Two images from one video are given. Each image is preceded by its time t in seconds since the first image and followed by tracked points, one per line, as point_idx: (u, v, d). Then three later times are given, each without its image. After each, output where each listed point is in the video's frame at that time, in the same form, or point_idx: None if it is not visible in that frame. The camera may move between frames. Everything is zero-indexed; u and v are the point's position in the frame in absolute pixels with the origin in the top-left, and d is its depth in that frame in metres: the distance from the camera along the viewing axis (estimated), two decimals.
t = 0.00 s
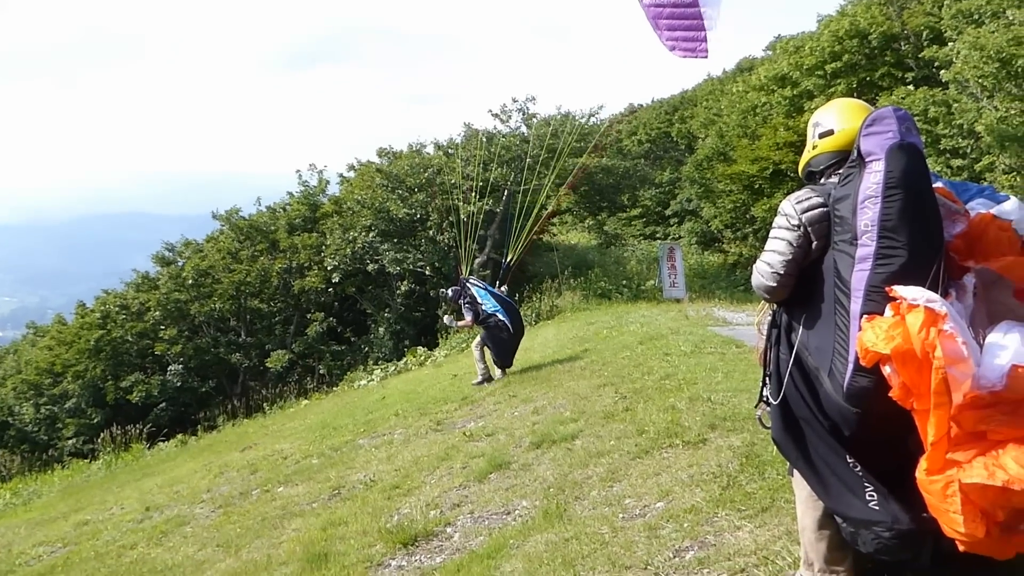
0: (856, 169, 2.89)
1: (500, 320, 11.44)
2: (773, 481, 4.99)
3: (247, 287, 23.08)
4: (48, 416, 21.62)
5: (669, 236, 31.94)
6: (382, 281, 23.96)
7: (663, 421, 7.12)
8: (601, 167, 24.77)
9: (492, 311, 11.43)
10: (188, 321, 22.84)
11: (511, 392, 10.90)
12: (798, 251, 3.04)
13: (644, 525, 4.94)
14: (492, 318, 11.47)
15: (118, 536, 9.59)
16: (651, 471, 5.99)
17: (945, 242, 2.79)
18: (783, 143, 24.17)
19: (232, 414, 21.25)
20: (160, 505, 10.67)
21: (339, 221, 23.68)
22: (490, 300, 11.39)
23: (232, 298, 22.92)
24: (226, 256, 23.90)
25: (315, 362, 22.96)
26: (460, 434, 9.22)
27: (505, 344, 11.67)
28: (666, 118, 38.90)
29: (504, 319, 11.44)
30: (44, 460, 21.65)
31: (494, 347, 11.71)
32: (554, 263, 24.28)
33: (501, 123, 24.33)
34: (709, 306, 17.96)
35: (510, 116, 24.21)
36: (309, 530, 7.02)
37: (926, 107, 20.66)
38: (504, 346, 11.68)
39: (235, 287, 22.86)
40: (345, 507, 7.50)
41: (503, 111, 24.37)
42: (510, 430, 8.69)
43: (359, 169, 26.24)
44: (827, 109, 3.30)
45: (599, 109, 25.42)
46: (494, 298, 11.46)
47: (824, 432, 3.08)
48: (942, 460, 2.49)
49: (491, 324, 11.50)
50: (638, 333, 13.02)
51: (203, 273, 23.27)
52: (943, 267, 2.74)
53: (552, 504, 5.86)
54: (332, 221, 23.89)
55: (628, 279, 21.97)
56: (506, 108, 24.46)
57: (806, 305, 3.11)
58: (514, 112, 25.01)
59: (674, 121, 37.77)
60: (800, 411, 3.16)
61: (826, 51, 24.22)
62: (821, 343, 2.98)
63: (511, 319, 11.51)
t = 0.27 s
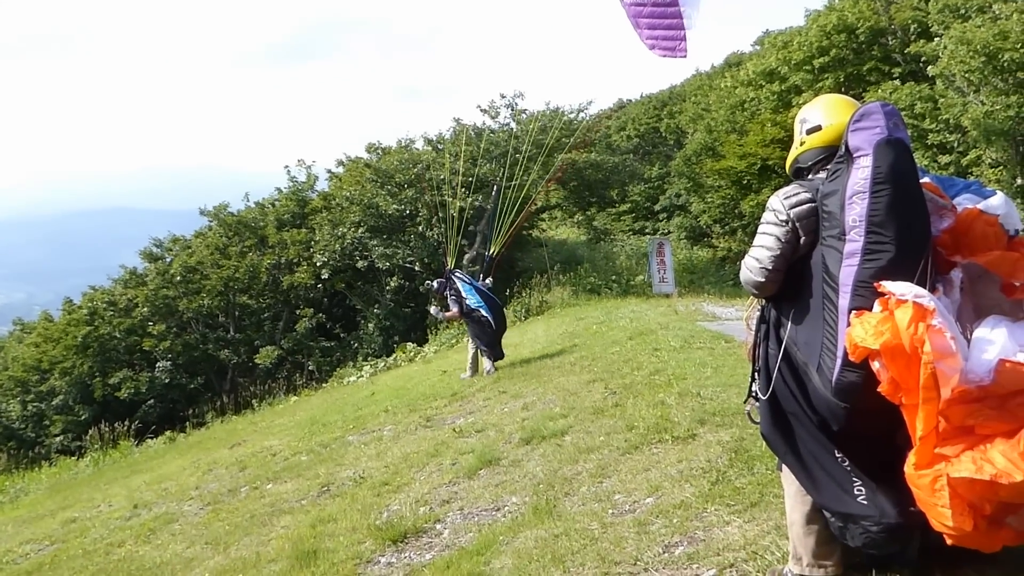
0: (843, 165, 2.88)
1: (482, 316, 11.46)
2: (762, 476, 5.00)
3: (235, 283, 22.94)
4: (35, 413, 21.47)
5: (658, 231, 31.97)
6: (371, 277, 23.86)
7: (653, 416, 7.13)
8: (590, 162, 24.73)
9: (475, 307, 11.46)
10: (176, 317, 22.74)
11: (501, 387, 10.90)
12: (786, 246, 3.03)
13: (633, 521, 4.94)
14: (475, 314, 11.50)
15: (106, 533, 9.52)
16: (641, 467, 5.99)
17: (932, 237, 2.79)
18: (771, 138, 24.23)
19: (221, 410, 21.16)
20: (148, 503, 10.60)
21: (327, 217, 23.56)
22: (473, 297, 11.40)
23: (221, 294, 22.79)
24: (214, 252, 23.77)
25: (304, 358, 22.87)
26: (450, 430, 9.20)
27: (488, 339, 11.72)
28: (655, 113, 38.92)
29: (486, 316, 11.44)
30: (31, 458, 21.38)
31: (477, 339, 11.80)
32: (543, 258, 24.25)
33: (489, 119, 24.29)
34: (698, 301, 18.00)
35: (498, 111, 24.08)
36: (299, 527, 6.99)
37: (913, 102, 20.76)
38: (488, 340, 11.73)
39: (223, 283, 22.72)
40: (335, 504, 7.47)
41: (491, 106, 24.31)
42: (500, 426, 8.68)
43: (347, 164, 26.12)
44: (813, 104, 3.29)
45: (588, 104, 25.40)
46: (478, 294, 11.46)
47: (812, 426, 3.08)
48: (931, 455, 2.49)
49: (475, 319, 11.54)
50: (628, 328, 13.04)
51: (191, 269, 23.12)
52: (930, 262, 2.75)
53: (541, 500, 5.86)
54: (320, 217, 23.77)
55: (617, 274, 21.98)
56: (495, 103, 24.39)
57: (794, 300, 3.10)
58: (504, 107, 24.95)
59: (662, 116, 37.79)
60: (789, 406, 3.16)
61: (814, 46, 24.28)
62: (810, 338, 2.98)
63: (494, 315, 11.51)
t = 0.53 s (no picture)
0: (835, 164, 2.88)
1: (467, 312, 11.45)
2: (753, 475, 5.00)
3: (226, 280, 22.83)
4: (24, 410, 21.34)
5: (650, 230, 32.01)
6: (363, 274, 23.80)
7: (645, 415, 7.13)
8: (582, 160, 24.72)
9: (462, 303, 11.46)
10: (167, 314, 22.64)
11: (492, 386, 10.89)
12: (778, 245, 3.03)
13: (625, 519, 4.94)
14: (461, 309, 11.50)
15: (95, 531, 9.46)
16: (632, 466, 6.00)
17: (923, 237, 2.79)
18: (763, 138, 24.30)
19: (211, 408, 21.08)
20: (138, 500, 10.55)
21: (319, 214, 23.48)
22: (460, 292, 11.42)
23: (212, 291, 22.68)
24: (206, 249, 23.69)
25: (295, 356, 22.81)
26: (441, 429, 9.18)
27: (472, 337, 11.68)
28: (647, 112, 38.95)
29: (473, 313, 11.42)
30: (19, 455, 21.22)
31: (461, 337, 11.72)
32: (535, 256, 24.25)
33: (482, 117, 24.27)
34: (690, 300, 18.03)
35: (490, 109, 24.02)
36: (289, 525, 6.97)
37: (903, 103, 20.85)
38: (471, 338, 11.70)
39: (214, 280, 22.63)
40: (326, 502, 7.45)
41: (483, 104, 24.28)
42: (491, 424, 8.67)
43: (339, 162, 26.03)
44: (805, 105, 3.28)
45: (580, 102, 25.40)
46: (466, 290, 11.47)
47: (804, 425, 3.08)
48: (922, 454, 2.49)
49: (460, 315, 11.54)
50: (619, 327, 13.05)
51: (182, 266, 23.01)
52: (922, 262, 2.75)
53: (532, 499, 5.85)
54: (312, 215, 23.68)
55: (609, 273, 21.99)
56: (487, 101, 24.36)
57: (787, 299, 3.11)
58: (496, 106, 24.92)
59: (655, 115, 37.82)
60: (780, 405, 3.16)
61: (806, 46, 24.35)
62: (801, 337, 2.98)
63: (479, 313, 11.48)
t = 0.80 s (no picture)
0: (832, 163, 2.88)
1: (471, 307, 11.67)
2: (750, 474, 5.00)
3: (223, 278, 22.79)
4: (20, 408, 21.30)
5: (646, 229, 32.02)
6: (360, 273, 23.77)
7: (642, 414, 7.13)
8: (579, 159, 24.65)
9: (465, 298, 11.68)
10: (163, 312, 22.60)
11: (489, 384, 10.89)
12: (775, 244, 3.03)
13: (622, 518, 4.94)
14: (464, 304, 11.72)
15: (92, 529, 9.44)
16: (629, 464, 6.00)
17: (921, 236, 2.79)
18: (760, 137, 24.30)
19: (208, 406, 21.05)
20: (134, 498, 10.53)
21: (316, 213, 23.44)
22: (466, 287, 11.66)
23: (208, 289, 22.64)
24: (203, 247, 23.61)
25: (292, 354, 22.80)
26: (438, 427, 9.18)
27: (471, 331, 11.92)
28: (644, 110, 38.94)
29: (473, 305, 11.60)
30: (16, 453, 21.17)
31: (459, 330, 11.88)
32: (532, 255, 24.24)
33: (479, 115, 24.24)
34: (687, 299, 18.03)
35: (487, 107, 23.99)
36: (286, 523, 6.95)
37: (900, 102, 20.88)
38: (471, 333, 11.94)
39: (210, 278, 22.59)
40: (322, 500, 7.44)
41: (480, 103, 24.25)
42: (488, 422, 8.67)
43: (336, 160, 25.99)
44: (802, 103, 3.28)
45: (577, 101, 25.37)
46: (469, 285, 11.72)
47: (801, 424, 3.08)
48: (919, 453, 2.49)
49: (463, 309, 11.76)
50: (616, 325, 13.06)
51: (179, 264, 22.96)
52: (918, 260, 2.75)
53: (529, 497, 5.85)
54: (309, 213, 23.63)
55: (606, 271, 21.99)
56: (484, 100, 24.32)
57: (784, 297, 3.10)
58: (493, 104, 24.90)
59: (652, 113, 37.82)
60: (777, 403, 3.16)
61: (803, 45, 24.35)
62: (799, 335, 2.98)
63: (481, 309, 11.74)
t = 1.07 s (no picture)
0: (830, 161, 2.87)
1: (476, 303, 12.39)
2: (747, 471, 5.00)
3: (220, 276, 22.76)
4: (16, 407, 21.27)
5: (643, 226, 32.03)
6: (357, 270, 23.75)
7: (638, 411, 7.14)
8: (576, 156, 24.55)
9: (471, 294, 12.41)
10: (160, 310, 22.55)
11: (485, 381, 10.90)
12: (772, 241, 3.02)
13: (618, 515, 4.94)
14: (468, 299, 12.43)
15: (88, 527, 9.43)
16: (626, 461, 6.00)
17: (918, 233, 2.80)
18: (756, 135, 24.32)
19: (205, 404, 21.02)
20: (131, 496, 10.52)
21: (313, 210, 23.39)
22: (473, 284, 12.40)
23: (205, 287, 22.58)
24: (199, 245, 23.52)
25: (289, 352, 22.77)
26: (435, 425, 9.18)
27: (468, 326, 12.54)
28: (641, 108, 38.93)
29: (479, 304, 12.39)
30: (12, 451, 21.14)
31: (454, 322, 12.18)
32: (529, 252, 24.24)
33: (476, 113, 24.19)
34: (683, 297, 18.04)
35: (484, 105, 23.96)
36: (282, 521, 6.95)
37: (896, 100, 20.91)
38: (469, 327, 12.56)
39: (207, 276, 22.56)
40: (319, 498, 7.44)
41: (477, 100, 24.22)
42: (485, 420, 8.67)
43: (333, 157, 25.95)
44: (798, 101, 3.27)
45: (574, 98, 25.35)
46: (475, 283, 12.47)
47: (798, 421, 3.08)
48: (916, 450, 2.49)
49: (467, 303, 12.44)
50: (613, 323, 13.07)
51: (175, 262, 22.91)
52: (915, 258, 2.75)
53: (526, 495, 5.85)
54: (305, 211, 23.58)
55: (602, 269, 22.01)
56: (481, 97, 24.29)
57: (780, 295, 3.10)
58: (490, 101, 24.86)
59: (649, 111, 37.80)
60: (774, 401, 3.15)
61: (801, 43, 24.36)
62: (796, 333, 2.98)
63: (483, 307, 12.47)
